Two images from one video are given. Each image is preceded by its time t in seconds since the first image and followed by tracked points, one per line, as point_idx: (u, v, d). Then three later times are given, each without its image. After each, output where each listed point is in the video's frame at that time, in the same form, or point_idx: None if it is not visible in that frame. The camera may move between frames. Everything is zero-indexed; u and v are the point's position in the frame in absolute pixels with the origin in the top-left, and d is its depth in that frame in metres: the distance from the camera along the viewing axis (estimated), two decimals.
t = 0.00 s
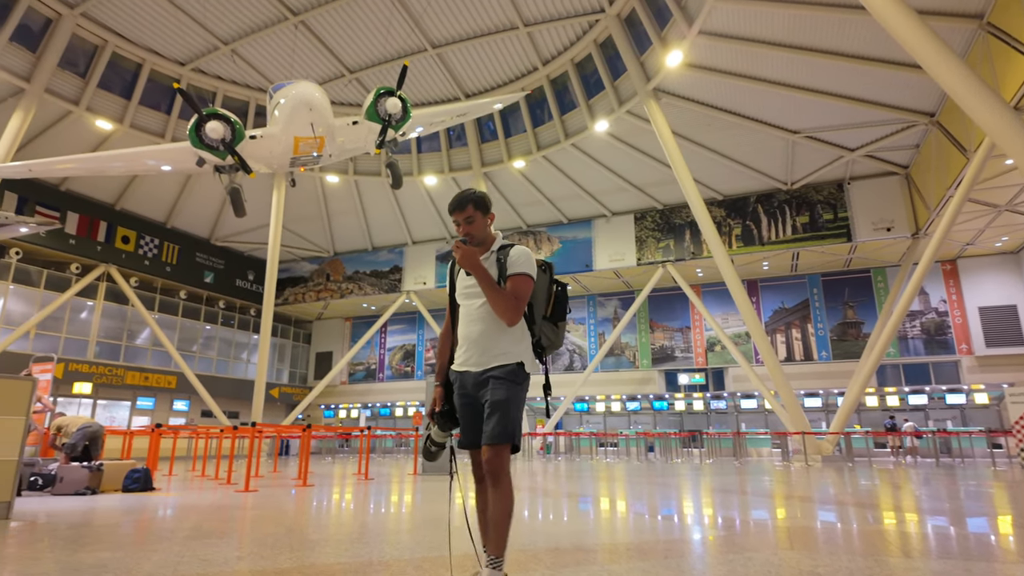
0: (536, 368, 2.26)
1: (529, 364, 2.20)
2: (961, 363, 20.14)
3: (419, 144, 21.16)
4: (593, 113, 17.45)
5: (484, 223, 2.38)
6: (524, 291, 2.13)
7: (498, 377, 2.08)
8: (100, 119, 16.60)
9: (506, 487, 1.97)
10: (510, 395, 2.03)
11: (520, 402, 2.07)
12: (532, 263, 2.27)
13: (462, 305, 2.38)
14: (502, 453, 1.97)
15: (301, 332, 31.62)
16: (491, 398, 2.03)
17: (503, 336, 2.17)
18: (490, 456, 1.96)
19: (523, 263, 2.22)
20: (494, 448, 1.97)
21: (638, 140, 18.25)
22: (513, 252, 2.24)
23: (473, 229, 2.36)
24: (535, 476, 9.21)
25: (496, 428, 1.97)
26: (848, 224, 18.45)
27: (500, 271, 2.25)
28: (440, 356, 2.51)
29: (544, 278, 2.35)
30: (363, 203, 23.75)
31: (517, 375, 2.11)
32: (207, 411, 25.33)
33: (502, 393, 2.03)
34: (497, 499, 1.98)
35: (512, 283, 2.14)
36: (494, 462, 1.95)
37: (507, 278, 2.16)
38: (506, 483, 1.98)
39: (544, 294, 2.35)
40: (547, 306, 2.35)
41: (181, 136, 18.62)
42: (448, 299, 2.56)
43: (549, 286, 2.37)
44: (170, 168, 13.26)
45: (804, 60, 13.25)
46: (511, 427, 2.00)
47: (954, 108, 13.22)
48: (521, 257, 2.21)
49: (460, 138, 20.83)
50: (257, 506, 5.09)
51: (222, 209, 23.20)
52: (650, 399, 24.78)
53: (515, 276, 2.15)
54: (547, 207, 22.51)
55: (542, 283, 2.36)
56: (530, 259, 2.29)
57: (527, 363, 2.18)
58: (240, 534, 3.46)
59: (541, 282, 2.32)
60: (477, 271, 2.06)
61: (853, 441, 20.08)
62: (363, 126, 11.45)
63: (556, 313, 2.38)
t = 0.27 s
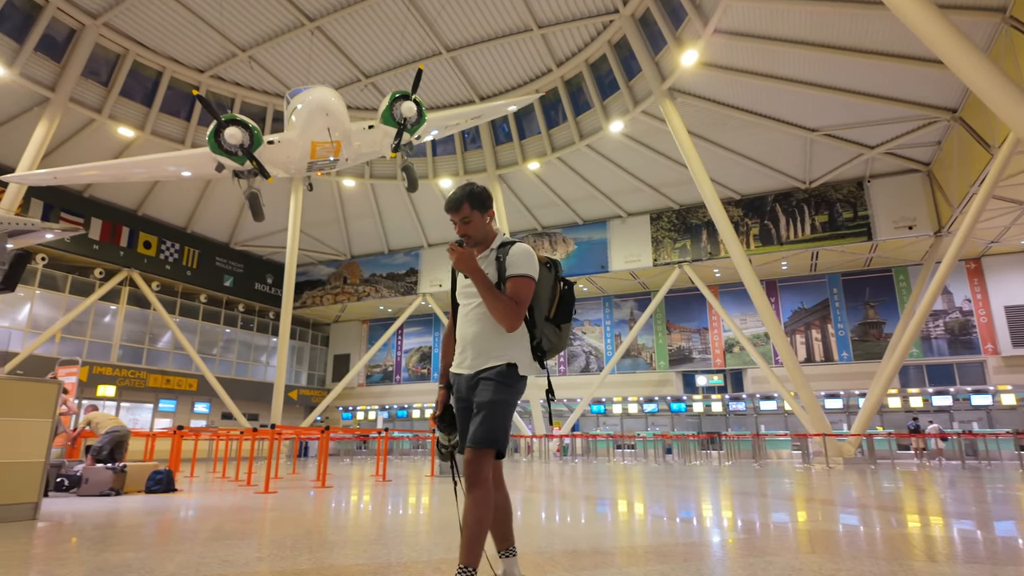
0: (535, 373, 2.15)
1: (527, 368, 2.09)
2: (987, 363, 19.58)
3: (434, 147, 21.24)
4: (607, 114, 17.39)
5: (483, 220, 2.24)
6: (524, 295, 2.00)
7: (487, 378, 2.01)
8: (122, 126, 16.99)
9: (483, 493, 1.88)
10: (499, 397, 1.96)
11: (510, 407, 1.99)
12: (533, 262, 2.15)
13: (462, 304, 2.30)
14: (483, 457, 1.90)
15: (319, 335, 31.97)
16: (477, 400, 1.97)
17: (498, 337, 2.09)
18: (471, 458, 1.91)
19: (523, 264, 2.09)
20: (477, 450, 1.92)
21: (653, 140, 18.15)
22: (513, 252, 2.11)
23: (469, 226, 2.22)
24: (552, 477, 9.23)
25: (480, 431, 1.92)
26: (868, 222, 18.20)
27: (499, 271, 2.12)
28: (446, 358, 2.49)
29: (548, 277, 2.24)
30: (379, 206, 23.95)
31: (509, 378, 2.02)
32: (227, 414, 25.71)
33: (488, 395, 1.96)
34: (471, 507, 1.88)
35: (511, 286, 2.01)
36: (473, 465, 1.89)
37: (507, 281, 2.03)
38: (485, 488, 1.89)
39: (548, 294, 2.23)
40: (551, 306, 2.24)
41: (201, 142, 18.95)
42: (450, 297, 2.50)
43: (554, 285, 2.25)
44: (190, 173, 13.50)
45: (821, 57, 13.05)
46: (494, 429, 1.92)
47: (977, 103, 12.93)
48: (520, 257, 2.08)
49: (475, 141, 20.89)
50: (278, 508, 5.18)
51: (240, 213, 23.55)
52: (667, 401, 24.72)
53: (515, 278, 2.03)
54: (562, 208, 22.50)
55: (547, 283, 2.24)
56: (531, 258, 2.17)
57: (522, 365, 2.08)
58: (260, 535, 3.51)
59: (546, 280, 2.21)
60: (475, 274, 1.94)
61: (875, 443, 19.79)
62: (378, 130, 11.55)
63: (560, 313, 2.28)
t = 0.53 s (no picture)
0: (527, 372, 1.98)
1: (518, 365, 1.93)
2: (1014, 366, 18.98)
3: (448, 153, 21.35)
4: (622, 117, 17.34)
5: (479, 210, 2.16)
6: (520, 291, 1.86)
7: (472, 378, 1.87)
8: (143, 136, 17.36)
9: (485, 501, 1.77)
10: (487, 399, 1.82)
11: (504, 406, 1.86)
12: (531, 255, 2.00)
13: (458, 296, 2.20)
14: (480, 463, 1.80)
15: (336, 340, 32.26)
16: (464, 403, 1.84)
17: (489, 332, 1.96)
18: (468, 466, 1.80)
19: (518, 255, 1.94)
20: (472, 457, 1.81)
21: (668, 143, 18.05)
22: (508, 243, 1.97)
23: (463, 214, 2.14)
24: (568, 482, 9.22)
25: (470, 438, 1.79)
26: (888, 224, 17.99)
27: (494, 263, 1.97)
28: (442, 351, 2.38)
29: (549, 271, 2.09)
30: (395, 212, 24.12)
31: (498, 376, 1.87)
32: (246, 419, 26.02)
33: (474, 397, 1.83)
34: (474, 516, 1.78)
35: (505, 281, 1.87)
36: (470, 474, 1.78)
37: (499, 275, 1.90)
38: (488, 495, 1.79)
39: (549, 289, 2.07)
40: (552, 302, 2.08)
41: (220, 151, 19.27)
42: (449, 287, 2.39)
43: (556, 278, 2.10)
44: (209, 182, 13.73)
45: (838, 57, 12.86)
46: (484, 433, 1.79)
47: (1000, 101, 12.65)
48: (517, 248, 1.94)
49: (489, 146, 20.89)
50: (296, 512, 5.25)
51: (259, 221, 23.88)
52: (685, 406, 24.62)
53: (509, 272, 1.89)
54: (577, 212, 22.48)
55: (548, 277, 2.08)
56: (530, 249, 2.02)
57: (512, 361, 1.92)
58: (277, 540, 3.53)
59: (546, 274, 2.06)
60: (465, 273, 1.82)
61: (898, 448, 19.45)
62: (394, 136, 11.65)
63: (562, 311, 2.11)
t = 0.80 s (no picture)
0: (532, 381, 1.96)
1: (521, 375, 1.92)
2: None
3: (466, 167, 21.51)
4: (639, 128, 17.31)
5: (470, 212, 2.15)
6: (518, 298, 1.83)
7: (476, 390, 1.87)
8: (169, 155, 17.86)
9: (501, 516, 1.76)
10: (490, 412, 1.82)
11: (509, 418, 1.85)
12: (530, 257, 1.95)
13: (461, 305, 2.22)
14: (491, 477, 1.79)
15: (356, 353, 32.53)
16: (468, 414, 1.84)
17: (491, 340, 1.95)
18: (479, 481, 1.80)
19: (514, 260, 1.91)
20: (482, 472, 1.80)
21: (686, 153, 17.97)
22: (502, 248, 1.93)
23: (456, 220, 2.15)
24: (589, 496, 9.12)
25: (476, 453, 1.79)
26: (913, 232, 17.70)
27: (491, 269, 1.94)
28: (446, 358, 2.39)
29: (551, 272, 2.05)
30: (413, 226, 24.35)
31: (501, 389, 1.86)
32: (268, 432, 26.31)
33: (479, 408, 1.83)
34: (490, 533, 1.76)
35: (502, 290, 1.84)
36: (481, 489, 1.78)
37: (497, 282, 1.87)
38: (502, 509, 1.78)
39: (552, 293, 2.03)
40: (555, 306, 2.04)
41: (243, 168, 19.70)
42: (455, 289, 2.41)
43: (559, 282, 2.06)
44: (232, 198, 14.03)
45: (858, 65, 12.70)
46: (491, 444, 1.79)
47: None
48: (514, 252, 1.90)
49: (506, 159, 20.97)
50: (314, 526, 5.24)
51: (281, 236, 24.29)
52: (707, 418, 24.29)
53: (507, 277, 1.86)
54: (595, 224, 22.45)
55: (551, 280, 2.04)
56: (528, 252, 1.97)
57: (514, 371, 1.90)
58: (299, 552, 3.56)
59: (549, 277, 2.02)
60: (460, 287, 1.81)
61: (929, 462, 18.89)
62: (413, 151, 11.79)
63: (566, 315, 2.08)
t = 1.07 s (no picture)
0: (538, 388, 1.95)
1: (528, 383, 1.90)
2: None
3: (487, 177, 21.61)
4: (660, 134, 17.22)
5: (465, 214, 2.16)
6: (515, 302, 1.82)
7: (483, 406, 1.83)
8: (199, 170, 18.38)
9: (530, 528, 1.79)
10: (502, 426, 1.79)
11: (523, 427, 1.84)
12: (526, 261, 1.94)
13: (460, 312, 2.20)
14: (515, 490, 1.79)
15: (381, 363, 32.83)
16: (478, 431, 1.81)
17: (490, 348, 1.92)
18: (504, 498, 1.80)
19: (511, 265, 1.89)
20: (502, 487, 1.79)
21: (708, 159, 17.81)
22: (500, 252, 1.94)
23: (452, 221, 2.16)
24: (613, 507, 9.01)
25: (494, 470, 1.77)
26: (945, 235, 17.22)
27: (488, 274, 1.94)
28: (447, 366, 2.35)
29: (551, 275, 2.03)
30: (436, 237, 24.57)
31: (509, 401, 1.82)
32: (295, 442, 26.65)
33: (489, 424, 1.80)
34: (518, 544, 1.78)
35: (499, 295, 1.84)
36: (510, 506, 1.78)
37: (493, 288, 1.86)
38: (529, 519, 1.81)
39: (553, 296, 2.00)
40: (557, 310, 2.00)
41: (269, 182, 20.16)
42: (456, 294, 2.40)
43: (559, 285, 2.03)
44: (259, 212, 14.36)
45: (884, 66, 12.45)
46: (507, 460, 1.77)
47: None
48: (509, 256, 1.89)
49: (527, 169, 21.03)
50: (339, 535, 5.27)
51: (306, 248, 24.73)
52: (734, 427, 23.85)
53: (503, 282, 1.85)
54: (617, 231, 22.34)
55: (551, 283, 2.00)
56: (524, 255, 1.95)
57: (519, 380, 1.87)
58: (326, 562, 3.59)
59: (548, 279, 1.98)
60: (455, 292, 1.79)
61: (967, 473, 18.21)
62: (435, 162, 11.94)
63: (568, 319, 2.04)
